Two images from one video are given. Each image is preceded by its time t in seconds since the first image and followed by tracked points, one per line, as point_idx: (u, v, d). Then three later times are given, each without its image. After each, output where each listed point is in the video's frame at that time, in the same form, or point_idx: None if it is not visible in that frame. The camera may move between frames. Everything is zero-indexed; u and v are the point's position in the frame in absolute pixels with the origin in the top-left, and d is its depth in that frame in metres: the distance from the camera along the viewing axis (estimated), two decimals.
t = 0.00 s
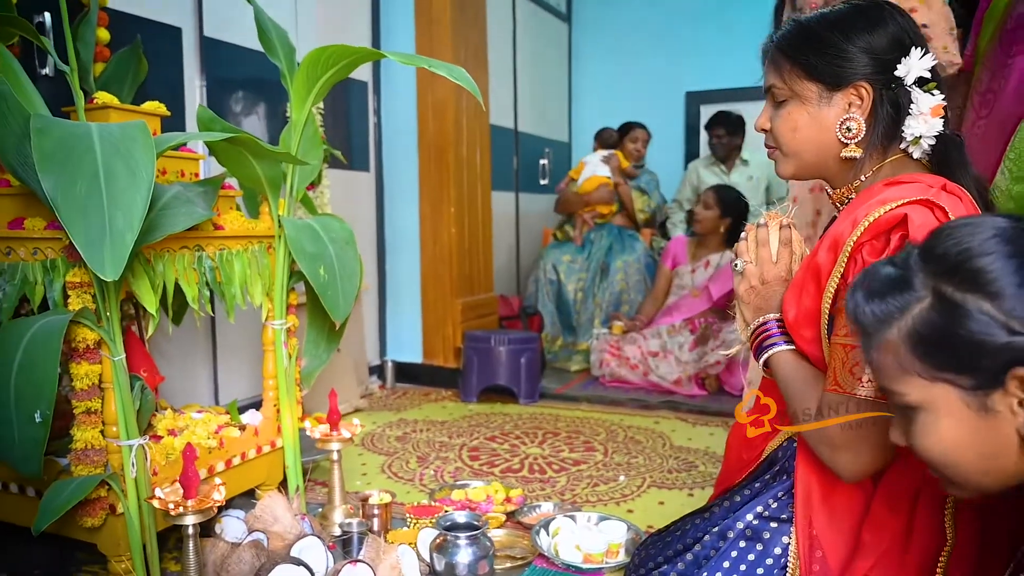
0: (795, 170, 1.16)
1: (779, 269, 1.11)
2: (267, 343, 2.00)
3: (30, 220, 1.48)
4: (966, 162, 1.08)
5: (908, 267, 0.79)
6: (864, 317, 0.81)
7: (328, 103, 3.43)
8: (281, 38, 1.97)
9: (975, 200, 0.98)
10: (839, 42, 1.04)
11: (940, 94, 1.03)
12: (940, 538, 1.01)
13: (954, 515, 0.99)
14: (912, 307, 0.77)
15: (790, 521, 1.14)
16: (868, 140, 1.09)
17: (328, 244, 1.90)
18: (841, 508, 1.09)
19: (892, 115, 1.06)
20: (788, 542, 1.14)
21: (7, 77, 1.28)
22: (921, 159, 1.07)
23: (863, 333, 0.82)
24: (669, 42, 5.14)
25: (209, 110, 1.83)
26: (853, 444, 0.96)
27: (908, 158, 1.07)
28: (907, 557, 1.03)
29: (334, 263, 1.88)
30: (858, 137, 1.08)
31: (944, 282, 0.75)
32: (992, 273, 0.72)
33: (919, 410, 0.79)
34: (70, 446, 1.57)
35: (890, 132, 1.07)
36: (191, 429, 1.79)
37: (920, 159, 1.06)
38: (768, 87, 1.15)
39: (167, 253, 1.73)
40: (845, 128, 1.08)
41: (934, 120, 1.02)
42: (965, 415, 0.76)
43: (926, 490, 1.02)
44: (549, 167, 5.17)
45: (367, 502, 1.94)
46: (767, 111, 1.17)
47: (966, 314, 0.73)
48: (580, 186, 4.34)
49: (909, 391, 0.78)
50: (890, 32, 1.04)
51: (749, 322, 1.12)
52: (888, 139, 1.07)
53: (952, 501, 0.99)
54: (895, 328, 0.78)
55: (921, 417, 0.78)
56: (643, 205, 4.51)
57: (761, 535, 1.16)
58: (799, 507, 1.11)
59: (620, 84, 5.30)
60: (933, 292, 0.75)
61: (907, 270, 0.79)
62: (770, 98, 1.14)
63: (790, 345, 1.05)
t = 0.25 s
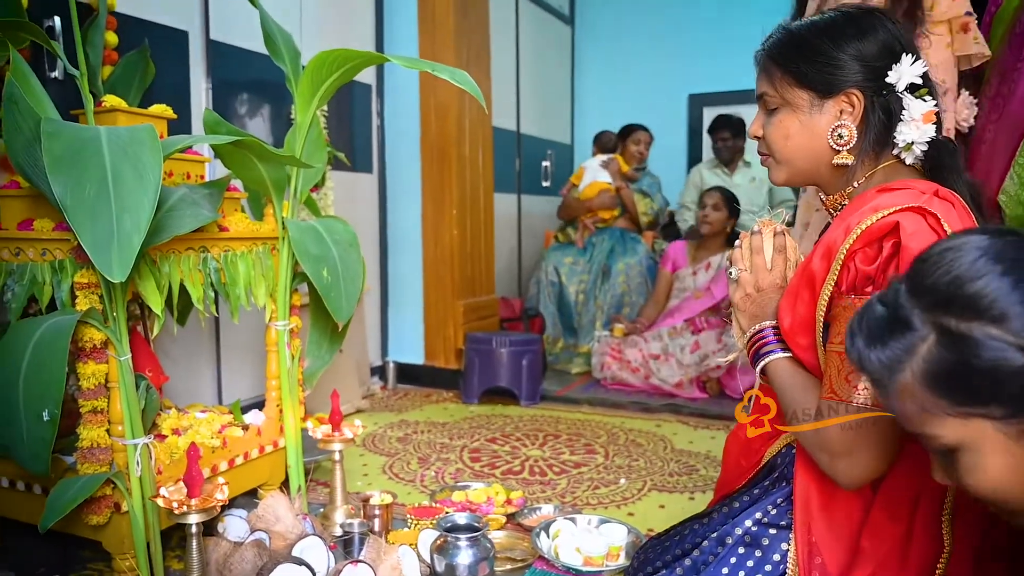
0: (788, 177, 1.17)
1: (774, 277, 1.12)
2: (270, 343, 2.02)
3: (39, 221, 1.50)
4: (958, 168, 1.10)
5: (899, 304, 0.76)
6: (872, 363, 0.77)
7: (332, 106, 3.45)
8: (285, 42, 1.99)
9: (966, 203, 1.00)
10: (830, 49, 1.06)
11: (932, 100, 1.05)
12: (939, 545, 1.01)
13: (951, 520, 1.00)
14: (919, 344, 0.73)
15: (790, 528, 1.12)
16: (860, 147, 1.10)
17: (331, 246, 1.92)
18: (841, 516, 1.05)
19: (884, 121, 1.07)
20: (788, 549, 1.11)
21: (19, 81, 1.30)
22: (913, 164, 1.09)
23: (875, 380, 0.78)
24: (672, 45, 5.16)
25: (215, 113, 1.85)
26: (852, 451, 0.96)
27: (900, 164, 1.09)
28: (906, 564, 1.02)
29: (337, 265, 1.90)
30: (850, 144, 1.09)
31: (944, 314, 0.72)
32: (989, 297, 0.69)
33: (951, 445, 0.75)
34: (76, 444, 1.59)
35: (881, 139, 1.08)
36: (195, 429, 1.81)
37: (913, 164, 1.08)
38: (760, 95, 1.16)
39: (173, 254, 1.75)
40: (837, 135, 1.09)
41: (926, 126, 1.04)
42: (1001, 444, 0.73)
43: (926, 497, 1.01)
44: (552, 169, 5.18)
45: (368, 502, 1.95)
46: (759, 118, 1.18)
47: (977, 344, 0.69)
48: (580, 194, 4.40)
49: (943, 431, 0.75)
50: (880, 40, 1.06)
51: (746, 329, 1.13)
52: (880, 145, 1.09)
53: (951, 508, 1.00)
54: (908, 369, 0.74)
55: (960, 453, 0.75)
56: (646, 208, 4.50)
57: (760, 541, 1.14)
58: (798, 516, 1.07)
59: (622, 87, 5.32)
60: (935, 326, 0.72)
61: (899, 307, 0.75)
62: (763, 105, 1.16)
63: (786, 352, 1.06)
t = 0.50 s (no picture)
0: (786, 185, 1.19)
1: (773, 284, 1.14)
2: (275, 344, 2.04)
3: (48, 224, 1.52)
4: (957, 174, 1.11)
5: (904, 340, 0.73)
6: (885, 406, 0.74)
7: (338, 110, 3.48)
8: (292, 48, 2.01)
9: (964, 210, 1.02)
10: (826, 58, 1.08)
11: (928, 108, 1.07)
12: (938, 552, 1.01)
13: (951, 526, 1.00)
14: (933, 381, 0.71)
15: (792, 536, 1.11)
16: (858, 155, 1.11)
17: (336, 249, 1.94)
18: (842, 522, 1.05)
19: (881, 129, 1.09)
20: (790, 556, 1.10)
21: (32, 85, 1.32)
22: (911, 171, 1.11)
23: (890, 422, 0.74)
24: (676, 51, 5.18)
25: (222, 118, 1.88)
26: (853, 459, 0.96)
27: (898, 171, 1.11)
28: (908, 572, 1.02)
29: (342, 268, 1.91)
30: (848, 152, 1.11)
31: (956, 348, 0.69)
32: (1001, 326, 0.67)
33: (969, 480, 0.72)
34: (84, 444, 1.61)
35: (878, 146, 1.10)
36: (200, 430, 1.83)
37: (910, 171, 1.10)
38: (757, 103, 1.17)
39: (180, 257, 1.77)
40: (834, 143, 1.11)
41: (923, 133, 1.05)
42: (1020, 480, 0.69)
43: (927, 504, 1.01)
44: (555, 173, 5.20)
45: (371, 505, 1.96)
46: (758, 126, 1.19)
47: (994, 376, 0.67)
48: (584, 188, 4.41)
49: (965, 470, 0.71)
50: (876, 48, 1.07)
51: (746, 336, 1.14)
52: (878, 153, 1.10)
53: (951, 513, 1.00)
54: (926, 409, 0.71)
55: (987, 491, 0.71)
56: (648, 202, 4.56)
57: (762, 548, 1.12)
58: (800, 523, 1.07)
59: (626, 92, 5.34)
60: (949, 361, 0.70)
61: (906, 343, 0.73)
62: (761, 113, 1.17)
63: (786, 359, 1.07)
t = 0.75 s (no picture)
0: (793, 189, 1.19)
1: (781, 287, 1.15)
2: (283, 345, 2.05)
3: (60, 224, 1.54)
4: (966, 178, 1.11)
5: (943, 309, 0.74)
6: (915, 373, 0.73)
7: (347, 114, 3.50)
8: (302, 49, 2.02)
9: (971, 214, 1.02)
10: (833, 62, 1.08)
11: (937, 111, 1.07)
12: (945, 553, 1.00)
13: (958, 526, 0.99)
14: (968, 351, 0.71)
15: (798, 539, 1.11)
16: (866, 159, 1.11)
17: (345, 251, 1.95)
18: (850, 527, 1.05)
19: (889, 132, 1.09)
20: (797, 560, 1.10)
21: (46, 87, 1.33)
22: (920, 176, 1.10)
23: (917, 390, 0.74)
24: (685, 54, 5.18)
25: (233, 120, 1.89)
26: (858, 460, 0.96)
27: (907, 175, 1.11)
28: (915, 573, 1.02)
29: (351, 270, 1.93)
30: (854, 156, 1.11)
31: (1000, 319, 0.70)
32: None
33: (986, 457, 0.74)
34: (94, 442, 1.63)
35: (885, 150, 1.10)
36: (209, 429, 1.84)
37: (918, 175, 1.10)
38: (764, 107, 1.17)
39: (190, 257, 1.78)
40: (842, 146, 1.11)
41: (931, 137, 1.05)
42: None
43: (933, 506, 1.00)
44: (563, 176, 5.21)
45: (377, 505, 1.97)
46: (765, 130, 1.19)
47: None
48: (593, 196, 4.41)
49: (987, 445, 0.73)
50: (883, 52, 1.07)
51: (753, 339, 1.14)
52: (885, 156, 1.10)
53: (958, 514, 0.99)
54: (957, 379, 0.72)
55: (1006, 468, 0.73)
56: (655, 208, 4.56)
57: (768, 552, 1.12)
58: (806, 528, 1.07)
59: (635, 95, 5.35)
60: (991, 333, 0.70)
61: (945, 313, 0.73)
62: (767, 117, 1.17)
63: (793, 362, 1.07)
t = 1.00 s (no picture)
0: (800, 190, 1.19)
1: (787, 287, 1.14)
2: (291, 345, 2.06)
3: (70, 224, 1.54)
4: (972, 180, 1.10)
5: (989, 251, 0.76)
6: (945, 309, 0.77)
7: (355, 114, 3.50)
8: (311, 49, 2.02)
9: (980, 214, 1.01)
10: (841, 64, 1.08)
11: (944, 112, 1.05)
12: (950, 560, 0.98)
13: (962, 533, 0.96)
14: (1001, 292, 0.74)
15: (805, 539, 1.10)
16: (873, 161, 1.11)
17: (353, 251, 1.95)
18: (856, 528, 1.05)
19: (895, 132, 1.08)
20: (803, 560, 1.09)
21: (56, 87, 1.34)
22: (928, 177, 1.09)
23: (941, 326, 0.78)
24: (693, 54, 5.17)
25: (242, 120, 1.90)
26: (861, 461, 0.95)
27: (914, 175, 1.10)
28: None
29: (359, 270, 1.93)
30: (861, 157, 1.10)
31: None
32: None
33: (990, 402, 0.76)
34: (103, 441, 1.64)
35: (892, 151, 1.09)
36: (217, 428, 1.85)
37: (926, 176, 1.09)
38: (772, 108, 1.17)
39: (199, 257, 1.79)
40: (848, 148, 1.10)
41: (938, 138, 1.04)
42: None
43: (936, 511, 0.98)
44: (571, 177, 5.20)
45: (385, 504, 1.97)
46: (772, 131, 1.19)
47: None
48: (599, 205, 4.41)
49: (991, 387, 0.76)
50: (890, 53, 1.07)
51: (759, 339, 1.14)
52: (891, 157, 1.10)
53: (963, 520, 0.96)
54: (983, 317, 0.75)
55: (1011, 417, 0.76)
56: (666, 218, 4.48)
57: (774, 552, 1.11)
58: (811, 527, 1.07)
59: (643, 97, 5.34)
60: None
61: (989, 257, 0.76)
62: (775, 118, 1.17)
63: (799, 362, 1.06)
